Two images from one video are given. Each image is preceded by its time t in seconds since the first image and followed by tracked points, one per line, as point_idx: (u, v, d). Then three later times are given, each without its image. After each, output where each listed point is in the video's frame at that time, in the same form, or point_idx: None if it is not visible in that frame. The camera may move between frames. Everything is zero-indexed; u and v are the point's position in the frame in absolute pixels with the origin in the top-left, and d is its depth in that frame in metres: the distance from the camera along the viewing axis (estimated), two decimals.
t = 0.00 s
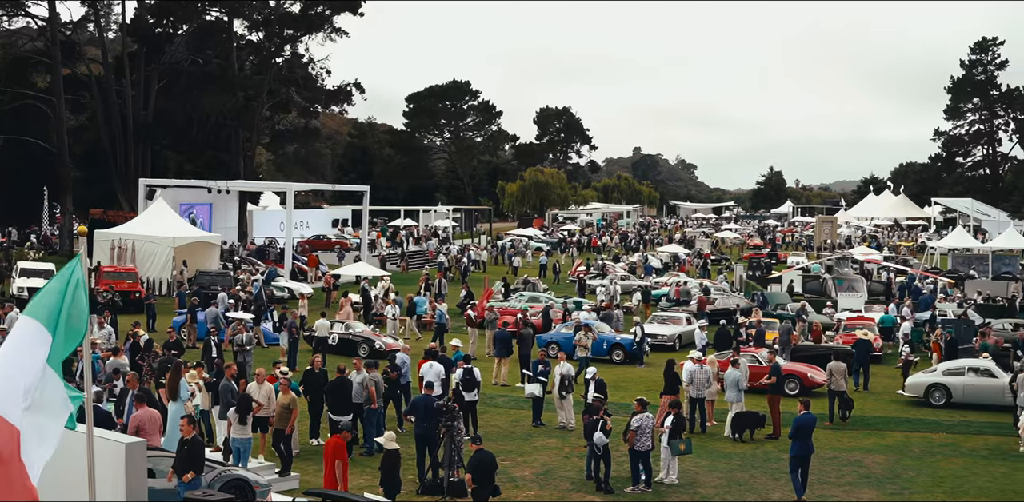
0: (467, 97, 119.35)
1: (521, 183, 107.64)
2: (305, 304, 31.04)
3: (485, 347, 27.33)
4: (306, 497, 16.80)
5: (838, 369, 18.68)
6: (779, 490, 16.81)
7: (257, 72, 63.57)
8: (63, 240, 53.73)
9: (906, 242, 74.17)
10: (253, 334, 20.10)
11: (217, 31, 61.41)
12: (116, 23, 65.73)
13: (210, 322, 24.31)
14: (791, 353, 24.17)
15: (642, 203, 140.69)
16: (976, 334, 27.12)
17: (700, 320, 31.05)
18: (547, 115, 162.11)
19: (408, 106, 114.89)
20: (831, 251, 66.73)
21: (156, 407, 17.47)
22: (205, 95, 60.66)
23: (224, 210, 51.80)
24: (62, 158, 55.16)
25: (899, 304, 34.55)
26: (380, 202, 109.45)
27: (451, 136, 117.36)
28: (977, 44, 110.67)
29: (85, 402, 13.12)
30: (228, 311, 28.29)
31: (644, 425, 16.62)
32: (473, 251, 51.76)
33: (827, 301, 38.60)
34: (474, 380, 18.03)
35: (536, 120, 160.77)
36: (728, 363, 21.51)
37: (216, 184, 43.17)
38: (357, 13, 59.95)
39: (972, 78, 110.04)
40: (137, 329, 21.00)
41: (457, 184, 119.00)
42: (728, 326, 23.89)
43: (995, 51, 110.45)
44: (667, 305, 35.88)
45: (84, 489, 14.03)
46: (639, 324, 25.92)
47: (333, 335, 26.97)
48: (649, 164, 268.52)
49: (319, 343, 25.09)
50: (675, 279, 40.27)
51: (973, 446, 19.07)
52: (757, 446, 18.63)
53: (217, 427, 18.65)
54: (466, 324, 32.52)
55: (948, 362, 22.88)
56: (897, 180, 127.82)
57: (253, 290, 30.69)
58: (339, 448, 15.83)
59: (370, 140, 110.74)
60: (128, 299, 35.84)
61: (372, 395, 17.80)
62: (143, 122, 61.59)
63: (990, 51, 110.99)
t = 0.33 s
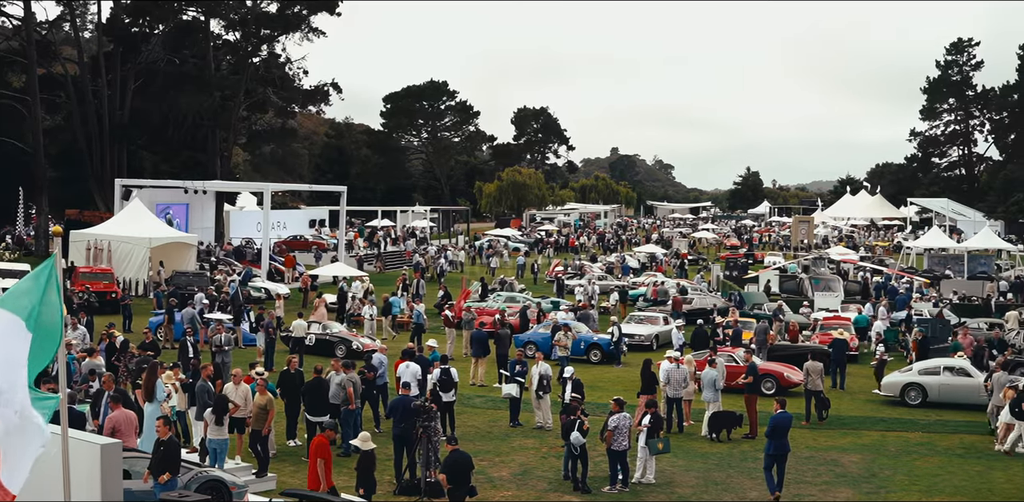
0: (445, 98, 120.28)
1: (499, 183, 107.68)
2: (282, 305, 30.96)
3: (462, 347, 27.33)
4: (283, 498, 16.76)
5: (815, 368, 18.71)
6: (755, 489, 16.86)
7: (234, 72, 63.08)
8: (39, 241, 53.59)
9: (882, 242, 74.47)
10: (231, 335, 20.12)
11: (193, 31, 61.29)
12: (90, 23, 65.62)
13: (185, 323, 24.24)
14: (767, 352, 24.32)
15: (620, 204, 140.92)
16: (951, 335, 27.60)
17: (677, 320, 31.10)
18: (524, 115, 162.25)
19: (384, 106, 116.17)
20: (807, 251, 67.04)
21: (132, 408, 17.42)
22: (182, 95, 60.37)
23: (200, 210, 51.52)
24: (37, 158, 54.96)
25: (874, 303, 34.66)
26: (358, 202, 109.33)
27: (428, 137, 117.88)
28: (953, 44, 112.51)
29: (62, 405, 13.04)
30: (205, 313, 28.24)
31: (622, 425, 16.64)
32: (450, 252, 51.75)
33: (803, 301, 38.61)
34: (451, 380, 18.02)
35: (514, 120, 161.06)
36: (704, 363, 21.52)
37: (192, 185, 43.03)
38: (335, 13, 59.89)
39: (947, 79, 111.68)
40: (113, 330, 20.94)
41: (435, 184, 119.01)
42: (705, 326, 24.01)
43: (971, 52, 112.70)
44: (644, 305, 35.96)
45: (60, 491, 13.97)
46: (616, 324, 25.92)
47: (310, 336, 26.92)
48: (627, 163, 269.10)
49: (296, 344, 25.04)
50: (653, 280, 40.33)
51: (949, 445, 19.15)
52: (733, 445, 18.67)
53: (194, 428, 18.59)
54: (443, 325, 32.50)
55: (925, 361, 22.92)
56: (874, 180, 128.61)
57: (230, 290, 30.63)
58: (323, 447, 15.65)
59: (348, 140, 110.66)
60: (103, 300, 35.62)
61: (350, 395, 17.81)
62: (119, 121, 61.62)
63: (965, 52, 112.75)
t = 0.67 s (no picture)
0: (422, 98, 118.56)
1: (476, 183, 107.70)
2: (257, 305, 30.90)
3: (439, 347, 27.36)
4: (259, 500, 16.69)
5: (791, 368, 18.76)
6: (731, 488, 16.91)
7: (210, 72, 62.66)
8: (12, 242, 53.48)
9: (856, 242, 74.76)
10: (209, 336, 20.14)
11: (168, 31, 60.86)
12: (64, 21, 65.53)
13: (160, 323, 24.18)
14: (743, 352, 24.39)
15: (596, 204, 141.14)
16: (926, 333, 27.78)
17: (653, 320, 31.12)
18: (501, 115, 162.36)
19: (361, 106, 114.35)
20: (784, 250, 67.36)
21: (106, 410, 17.35)
22: (159, 95, 59.67)
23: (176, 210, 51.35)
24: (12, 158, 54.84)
25: (849, 303, 34.79)
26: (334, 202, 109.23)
27: (405, 136, 116.89)
28: (929, 44, 114.85)
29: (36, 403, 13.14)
30: (181, 314, 28.23)
31: (598, 425, 16.66)
32: (427, 253, 51.75)
33: (780, 300, 38.59)
34: (428, 380, 18.01)
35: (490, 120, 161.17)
36: (680, 363, 21.52)
37: (168, 185, 42.88)
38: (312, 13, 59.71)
39: (922, 79, 114.23)
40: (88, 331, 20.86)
41: (411, 184, 119.02)
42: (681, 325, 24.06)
43: (945, 53, 114.83)
44: (620, 305, 36.04)
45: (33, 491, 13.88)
46: (593, 324, 25.92)
47: (286, 336, 26.86)
48: (603, 163, 269.71)
49: (273, 345, 24.98)
50: (629, 279, 40.38)
51: (924, 444, 19.22)
52: (709, 445, 18.69)
53: (168, 429, 18.53)
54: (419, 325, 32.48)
55: (899, 360, 23.02)
56: (848, 181, 129.37)
57: (206, 291, 30.49)
58: (307, 447, 15.52)
59: (324, 141, 110.42)
60: (78, 301, 35.48)
61: (327, 395, 17.80)
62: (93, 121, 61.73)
63: (940, 53, 115.50)
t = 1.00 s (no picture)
0: (397, 98, 118.39)
1: (450, 184, 107.60)
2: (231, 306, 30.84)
3: (414, 348, 27.32)
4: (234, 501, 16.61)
5: (765, 368, 18.77)
6: (706, 487, 16.95)
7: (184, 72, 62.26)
8: None
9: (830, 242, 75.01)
10: (184, 337, 20.11)
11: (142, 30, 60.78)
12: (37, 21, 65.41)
13: (134, 324, 24.13)
14: (717, 352, 24.47)
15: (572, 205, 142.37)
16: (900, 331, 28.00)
17: (628, 320, 31.17)
18: (476, 115, 162.43)
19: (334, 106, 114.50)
20: (758, 251, 67.57)
21: (80, 411, 17.26)
22: (132, 95, 60.00)
23: (149, 210, 51.58)
24: None
25: (823, 303, 34.93)
26: (308, 202, 109.07)
27: (380, 137, 116.81)
28: (902, 47, 115.80)
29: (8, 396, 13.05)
30: (155, 314, 28.17)
31: (573, 425, 16.69)
32: (401, 253, 51.67)
33: (754, 301, 38.52)
34: (402, 381, 18.02)
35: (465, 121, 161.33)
36: (655, 363, 21.54)
37: (141, 185, 42.61)
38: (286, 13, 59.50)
39: (895, 80, 115.21)
40: (60, 333, 20.74)
41: (386, 184, 118.83)
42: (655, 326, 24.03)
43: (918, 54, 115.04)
44: (594, 305, 36.11)
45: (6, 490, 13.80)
46: (568, 324, 25.96)
47: (260, 337, 26.79)
48: (579, 164, 270.04)
49: (246, 346, 24.93)
50: (604, 279, 40.46)
51: (897, 443, 19.31)
52: (684, 444, 18.72)
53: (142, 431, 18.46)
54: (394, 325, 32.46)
55: (873, 359, 23.10)
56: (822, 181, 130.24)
57: (179, 292, 30.40)
58: (290, 448, 15.42)
59: (298, 140, 109.90)
60: (51, 302, 35.33)
61: (301, 396, 17.76)
62: (67, 121, 61.63)
63: (913, 54, 116.01)
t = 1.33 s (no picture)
0: (371, 98, 116.98)
1: (425, 184, 107.57)
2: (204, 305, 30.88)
3: (388, 348, 27.34)
4: None
5: (739, 367, 18.80)
6: (680, 487, 16.99)
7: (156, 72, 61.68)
8: None
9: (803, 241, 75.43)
10: (158, 340, 20.10)
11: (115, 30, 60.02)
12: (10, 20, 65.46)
13: (107, 326, 24.12)
14: (691, 351, 24.57)
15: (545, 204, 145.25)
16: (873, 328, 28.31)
17: (602, 319, 31.25)
18: (450, 115, 162.53)
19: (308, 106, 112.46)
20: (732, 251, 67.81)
21: (51, 412, 17.17)
22: (103, 95, 59.45)
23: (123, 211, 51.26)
24: None
25: (797, 303, 35.14)
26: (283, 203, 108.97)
27: (354, 137, 115.56)
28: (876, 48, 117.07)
29: None
30: (128, 315, 28.04)
31: (547, 425, 16.69)
32: (375, 253, 51.57)
33: (727, 301, 38.20)
34: (377, 381, 18.00)
35: (439, 121, 161.50)
36: (629, 362, 21.57)
37: (113, 185, 42.19)
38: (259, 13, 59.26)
39: (868, 80, 116.56)
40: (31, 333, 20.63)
41: (360, 184, 118.87)
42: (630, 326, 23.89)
43: (890, 55, 116.35)
44: (569, 305, 36.30)
45: None
46: (542, 324, 26.05)
47: (234, 338, 26.75)
48: (553, 163, 270.77)
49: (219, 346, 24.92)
50: (578, 279, 40.58)
51: (870, 442, 19.40)
52: (658, 444, 18.75)
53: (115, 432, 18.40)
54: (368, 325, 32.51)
55: (845, 358, 23.19)
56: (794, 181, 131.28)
57: (152, 293, 30.39)
58: (274, 450, 15.39)
59: (272, 140, 109.31)
60: (22, 303, 35.12)
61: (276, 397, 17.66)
62: (38, 120, 61.95)
63: (886, 56, 117.18)
